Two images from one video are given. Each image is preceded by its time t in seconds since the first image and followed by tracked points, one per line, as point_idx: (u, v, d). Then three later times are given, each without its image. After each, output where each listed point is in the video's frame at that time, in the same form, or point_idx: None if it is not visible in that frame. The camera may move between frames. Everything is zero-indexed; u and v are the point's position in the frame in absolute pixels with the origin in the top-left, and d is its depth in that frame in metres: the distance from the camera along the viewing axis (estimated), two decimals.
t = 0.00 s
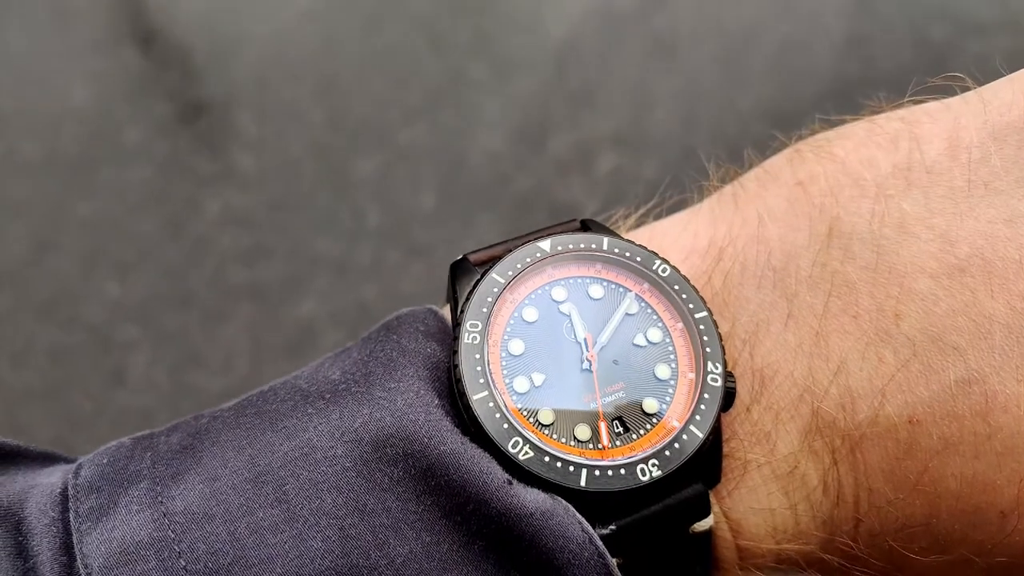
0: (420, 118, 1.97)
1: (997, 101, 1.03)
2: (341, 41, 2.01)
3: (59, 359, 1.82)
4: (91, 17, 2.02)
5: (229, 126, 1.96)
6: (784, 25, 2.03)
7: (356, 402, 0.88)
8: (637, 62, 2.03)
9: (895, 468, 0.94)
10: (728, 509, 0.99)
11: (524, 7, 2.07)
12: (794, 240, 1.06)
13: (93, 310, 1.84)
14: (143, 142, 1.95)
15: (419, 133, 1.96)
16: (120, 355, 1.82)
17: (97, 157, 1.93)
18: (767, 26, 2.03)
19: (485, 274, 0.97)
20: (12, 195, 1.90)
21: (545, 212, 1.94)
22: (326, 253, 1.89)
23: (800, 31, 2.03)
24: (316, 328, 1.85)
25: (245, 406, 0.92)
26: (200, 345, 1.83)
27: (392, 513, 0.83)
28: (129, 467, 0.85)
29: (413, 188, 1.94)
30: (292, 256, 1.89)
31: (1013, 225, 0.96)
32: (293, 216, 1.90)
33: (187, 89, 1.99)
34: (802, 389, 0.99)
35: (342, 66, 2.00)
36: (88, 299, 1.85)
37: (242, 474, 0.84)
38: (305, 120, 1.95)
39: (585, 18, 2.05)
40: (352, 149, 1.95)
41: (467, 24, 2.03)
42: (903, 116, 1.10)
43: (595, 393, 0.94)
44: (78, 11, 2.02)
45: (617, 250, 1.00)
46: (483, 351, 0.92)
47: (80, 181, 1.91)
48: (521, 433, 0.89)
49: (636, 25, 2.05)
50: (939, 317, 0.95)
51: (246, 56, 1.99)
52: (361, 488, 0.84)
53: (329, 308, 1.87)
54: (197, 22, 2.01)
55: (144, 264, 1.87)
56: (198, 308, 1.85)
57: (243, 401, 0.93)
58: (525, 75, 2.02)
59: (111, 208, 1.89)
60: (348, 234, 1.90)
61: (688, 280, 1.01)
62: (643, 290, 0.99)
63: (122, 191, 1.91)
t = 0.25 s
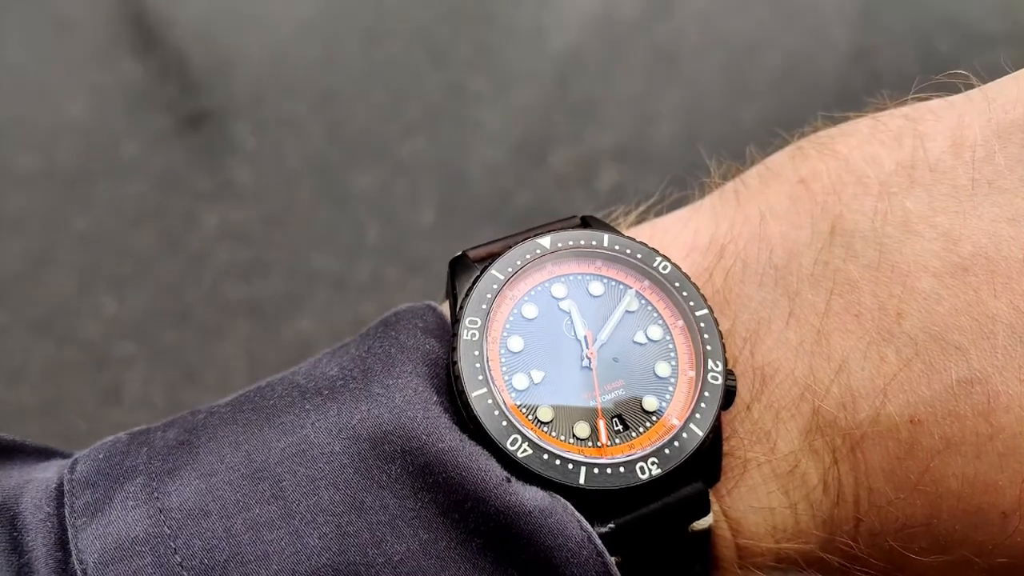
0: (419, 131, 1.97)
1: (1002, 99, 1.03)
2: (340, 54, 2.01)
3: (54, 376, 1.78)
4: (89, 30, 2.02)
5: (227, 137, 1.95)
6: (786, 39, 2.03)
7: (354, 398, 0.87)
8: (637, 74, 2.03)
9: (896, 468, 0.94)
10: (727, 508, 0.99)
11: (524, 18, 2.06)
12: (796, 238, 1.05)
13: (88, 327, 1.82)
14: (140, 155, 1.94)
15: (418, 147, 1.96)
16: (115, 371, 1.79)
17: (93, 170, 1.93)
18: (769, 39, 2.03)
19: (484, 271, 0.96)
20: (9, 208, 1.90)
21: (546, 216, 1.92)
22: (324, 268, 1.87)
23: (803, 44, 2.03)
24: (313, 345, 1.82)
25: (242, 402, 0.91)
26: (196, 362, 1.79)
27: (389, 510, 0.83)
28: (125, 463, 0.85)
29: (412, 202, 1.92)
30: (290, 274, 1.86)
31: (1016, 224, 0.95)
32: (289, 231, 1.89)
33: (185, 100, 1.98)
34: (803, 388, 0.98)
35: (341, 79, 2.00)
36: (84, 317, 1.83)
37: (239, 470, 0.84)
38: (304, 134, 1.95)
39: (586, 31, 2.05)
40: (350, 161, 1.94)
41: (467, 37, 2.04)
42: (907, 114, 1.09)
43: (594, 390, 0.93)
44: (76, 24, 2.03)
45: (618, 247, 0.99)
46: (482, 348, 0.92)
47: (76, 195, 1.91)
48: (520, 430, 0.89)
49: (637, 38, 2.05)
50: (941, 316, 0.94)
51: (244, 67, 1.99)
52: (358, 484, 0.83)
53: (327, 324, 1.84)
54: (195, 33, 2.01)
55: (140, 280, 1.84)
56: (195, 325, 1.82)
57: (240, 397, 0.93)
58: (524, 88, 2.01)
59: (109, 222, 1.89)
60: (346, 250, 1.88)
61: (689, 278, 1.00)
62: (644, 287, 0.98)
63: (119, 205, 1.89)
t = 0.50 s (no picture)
0: (419, 141, 1.96)
1: (1008, 92, 1.02)
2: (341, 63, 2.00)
3: (49, 389, 1.76)
4: (88, 39, 2.02)
5: (226, 148, 1.95)
6: (792, 50, 2.02)
7: (349, 387, 0.86)
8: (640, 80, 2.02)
9: (896, 464, 0.93)
10: (725, 502, 0.98)
11: (526, 27, 2.05)
12: (799, 230, 1.04)
13: (83, 339, 1.80)
14: (137, 163, 1.93)
15: (418, 158, 1.95)
16: (109, 384, 1.77)
17: (90, 178, 1.92)
18: (774, 50, 2.02)
19: (483, 260, 0.95)
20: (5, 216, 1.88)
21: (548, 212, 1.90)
22: (321, 280, 1.84)
23: (808, 55, 2.01)
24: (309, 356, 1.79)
25: (236, 390, 0.90)
26: (192, 375, 1.77)
27: (384, 501, 0.82)
28: (117, 450, 0.84)
29: (411, 215, 1.91)
30: (287, 287, 1.84)
31: (1021, 219, 0.94)
32: (288, 241, 1.88)
33: (185, 109, 1.98)
34: (803, 383, 0.97)
35: (342, 87, 1.99)
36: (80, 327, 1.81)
37: (232, 459, 0.83)
38: (303, 144, 1.94)
39: (588, 40, 2.04)
40: (349, 171, 1.93)
41: (468, 47, 2.03)
42: (912, 107, 1.08)
43: (593, 382, 0.92)
44: (75, 33, 2.02)
45: (619, 237, 0.98)
46: (480, 338, 0.91)
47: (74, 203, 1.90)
48: (517, 421, 0.88)
49: (641, 50, 2.04)
50: (944, 312, 0.93)
51: (244, 76, 1.99)
52: (353, 474, 0.82)
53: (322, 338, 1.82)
54: (194, 42, 2.01)
55: (137, 290, 1.83)
56: (192, 336, 1.81)
57: (234, 384, 0.92)
58: (526, 99, 2.00)
59: (106, 230, 1.87)
60: (344, 263, 1.86)
61: (690, 270, 0.99)
62: (644, 279, 0.97)
63: (116, 214, 1.88)
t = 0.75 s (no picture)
0: (418, 155, 1.94)
1: (1011, 84, 1.00)
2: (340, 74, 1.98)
3: (38, 403, 1.74)
4: (85, 45, 1.99)
5: (222, 159, 1.92)
6: (798, 62, 2.00)
7: (339, 380, 0.84)
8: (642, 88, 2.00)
9: (894, 461, 0.92)
10: (720, 499, 0.97)
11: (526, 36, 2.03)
12: (797, 224, 1.02)
13: (72, 355, 1.78)
14: (132, 174, 1.90)
15: (415, 172, 1.93)
16: (100, 400, 1.75)
17: (84, 187, 1.88)
18: (779, 64, 2.00)
19: (476, 251, 0.93)
20: None
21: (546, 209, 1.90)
22: (315, 295, 1.83)
23: (813, 67, 2.00)
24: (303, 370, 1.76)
25: (223, 381, 0.88)
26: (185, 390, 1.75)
27: (372, 495, 0.80)
28: (101, 442, 0.82)
29: (410, 232, 1.90)
30: (281, 300, 1.83)
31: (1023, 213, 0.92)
32: (284, 255, 1.86)
33: (182, 119, 1.95)
34: (801, 378, 0.96)
35: (340, 99, 1.96)
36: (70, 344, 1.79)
37: (218, 452, 0.81)
38: (300, 158, 1.92)
39: (590, 51, 2.02)
40: (347, 185, 1.91)
41: (468, 59, 2.01)
42: (914, 99, 1.06)
43: (587, 375, 0.90)
44: (70, 40, 1.99)
45: (614, 229, 0.96)
46: (472, 330, 0.89)
47: (66, 213, 1.86)
48: (509, 415, 0.86)
49: (645, 63, 2.02)
50: (944, 307, 0.92)
51: (241, 86, 1.96)
52: (341, 468, 0.80)
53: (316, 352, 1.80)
54: (192, 52, 1.98)
55: (132, 304, 1.80)
56: (185, 351, 1.78)
57: (222, 375, 0.90)
58: (525, 114, 1.98)
59: (98, 241, 1.84)
60: (340, 278, 1.85)
61: (687, 263, 0.97)
62: (640, 271, 0.96)
63: (109, 225, 1.85)
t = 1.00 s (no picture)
0: (416, 167, 1.92)
1: (1004, 81, 0.99)
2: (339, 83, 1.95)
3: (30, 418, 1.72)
4: (79, 53, 1.94)
5: (219, 169, 1.90)
6: (793, 63, 2.00)
7: (324, 380, 0.83)
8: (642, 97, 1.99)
9: (885, 461, 0.91)
10: (711, 500, 0.96)
11: (526, 44, 2.01)
12: (789, 221, 1.01)
13: (64, 368, 1.77)
14: (127, 183, 1.87)
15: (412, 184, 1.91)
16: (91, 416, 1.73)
17: (79, 198, 1.85)
18: (776, 70, 1.99)
19: (464, 249, 0.92)
20: None
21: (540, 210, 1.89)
22: (310, 310, 1.81)
23: (807, 66, 2.00)
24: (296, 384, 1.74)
25: (208, 381, 0.87)
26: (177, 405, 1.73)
27: (358, 497, 0.79)
28: (84, 444, 0.81)
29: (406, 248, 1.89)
30: (275, 313, 1.82)
31: (1015, 211, 0.92)
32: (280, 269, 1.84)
33: (177, 127, 1.92)
34: (792, 377, 0.95)
35: (338, 108, 1.94)
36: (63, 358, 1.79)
37: (202, 453, 0.80)
38: (298, 171, 1.90)
39: (591, 60, 2.00)
40: (345, 195, 1.89)
41: (468, 68, 1.98)
42: (906, 95, 1.05)
43: (576, 375, 0.89)
44: (63, 46, 1.95)
45: (604, 227, 0.95)
46: (460, 330, 0.88)
47: (59, 225, 1.84)
48: (497, 416, 0.85)
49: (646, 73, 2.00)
50: (935, 305, 0.91)
51: (237, 94, 1.93)
52: (326, 470, 0.79)
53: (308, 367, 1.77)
54: (188, 58, 1.95)
55: (125, 319, 1.79)
56: (178, 366, 1.76)
57: (207, 375, 0.89)
58: (525, 126, 1.97)
59: (91, 254, 1.82)
60: (334, 291, 1.82)
61: (677, 261, 0.96)
62: (630, 270, 0.95)
63: (103, 237, 1.83)
